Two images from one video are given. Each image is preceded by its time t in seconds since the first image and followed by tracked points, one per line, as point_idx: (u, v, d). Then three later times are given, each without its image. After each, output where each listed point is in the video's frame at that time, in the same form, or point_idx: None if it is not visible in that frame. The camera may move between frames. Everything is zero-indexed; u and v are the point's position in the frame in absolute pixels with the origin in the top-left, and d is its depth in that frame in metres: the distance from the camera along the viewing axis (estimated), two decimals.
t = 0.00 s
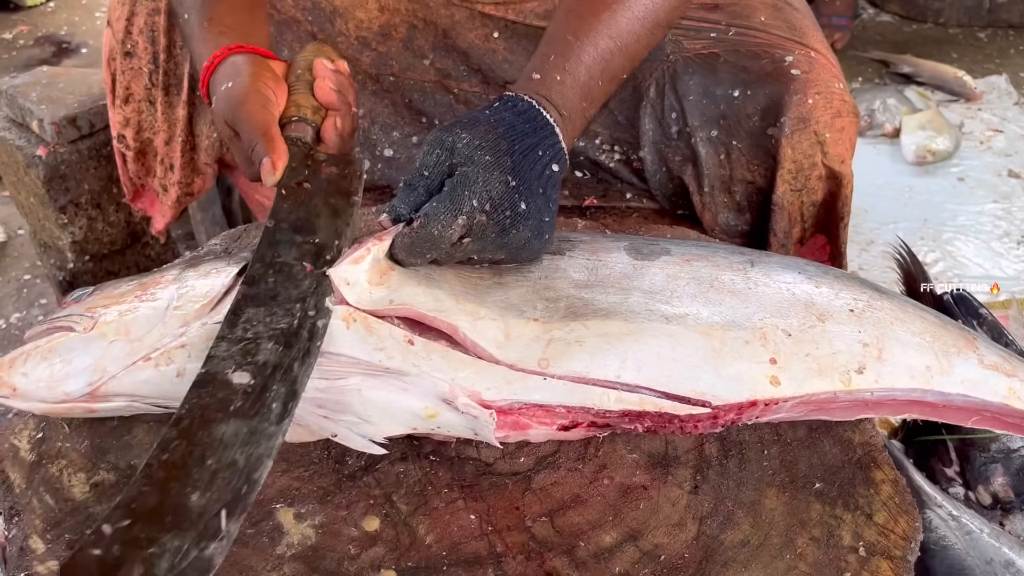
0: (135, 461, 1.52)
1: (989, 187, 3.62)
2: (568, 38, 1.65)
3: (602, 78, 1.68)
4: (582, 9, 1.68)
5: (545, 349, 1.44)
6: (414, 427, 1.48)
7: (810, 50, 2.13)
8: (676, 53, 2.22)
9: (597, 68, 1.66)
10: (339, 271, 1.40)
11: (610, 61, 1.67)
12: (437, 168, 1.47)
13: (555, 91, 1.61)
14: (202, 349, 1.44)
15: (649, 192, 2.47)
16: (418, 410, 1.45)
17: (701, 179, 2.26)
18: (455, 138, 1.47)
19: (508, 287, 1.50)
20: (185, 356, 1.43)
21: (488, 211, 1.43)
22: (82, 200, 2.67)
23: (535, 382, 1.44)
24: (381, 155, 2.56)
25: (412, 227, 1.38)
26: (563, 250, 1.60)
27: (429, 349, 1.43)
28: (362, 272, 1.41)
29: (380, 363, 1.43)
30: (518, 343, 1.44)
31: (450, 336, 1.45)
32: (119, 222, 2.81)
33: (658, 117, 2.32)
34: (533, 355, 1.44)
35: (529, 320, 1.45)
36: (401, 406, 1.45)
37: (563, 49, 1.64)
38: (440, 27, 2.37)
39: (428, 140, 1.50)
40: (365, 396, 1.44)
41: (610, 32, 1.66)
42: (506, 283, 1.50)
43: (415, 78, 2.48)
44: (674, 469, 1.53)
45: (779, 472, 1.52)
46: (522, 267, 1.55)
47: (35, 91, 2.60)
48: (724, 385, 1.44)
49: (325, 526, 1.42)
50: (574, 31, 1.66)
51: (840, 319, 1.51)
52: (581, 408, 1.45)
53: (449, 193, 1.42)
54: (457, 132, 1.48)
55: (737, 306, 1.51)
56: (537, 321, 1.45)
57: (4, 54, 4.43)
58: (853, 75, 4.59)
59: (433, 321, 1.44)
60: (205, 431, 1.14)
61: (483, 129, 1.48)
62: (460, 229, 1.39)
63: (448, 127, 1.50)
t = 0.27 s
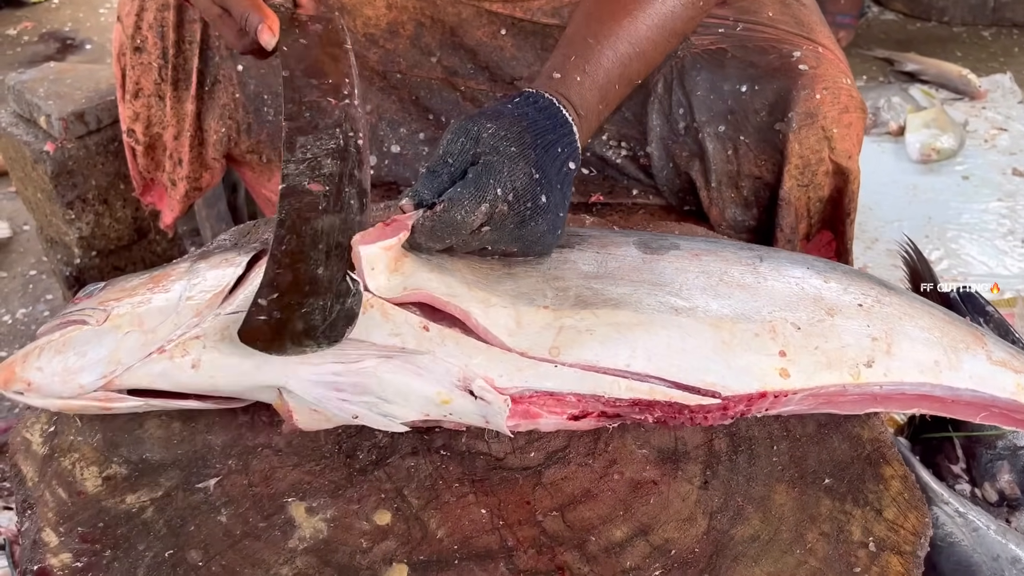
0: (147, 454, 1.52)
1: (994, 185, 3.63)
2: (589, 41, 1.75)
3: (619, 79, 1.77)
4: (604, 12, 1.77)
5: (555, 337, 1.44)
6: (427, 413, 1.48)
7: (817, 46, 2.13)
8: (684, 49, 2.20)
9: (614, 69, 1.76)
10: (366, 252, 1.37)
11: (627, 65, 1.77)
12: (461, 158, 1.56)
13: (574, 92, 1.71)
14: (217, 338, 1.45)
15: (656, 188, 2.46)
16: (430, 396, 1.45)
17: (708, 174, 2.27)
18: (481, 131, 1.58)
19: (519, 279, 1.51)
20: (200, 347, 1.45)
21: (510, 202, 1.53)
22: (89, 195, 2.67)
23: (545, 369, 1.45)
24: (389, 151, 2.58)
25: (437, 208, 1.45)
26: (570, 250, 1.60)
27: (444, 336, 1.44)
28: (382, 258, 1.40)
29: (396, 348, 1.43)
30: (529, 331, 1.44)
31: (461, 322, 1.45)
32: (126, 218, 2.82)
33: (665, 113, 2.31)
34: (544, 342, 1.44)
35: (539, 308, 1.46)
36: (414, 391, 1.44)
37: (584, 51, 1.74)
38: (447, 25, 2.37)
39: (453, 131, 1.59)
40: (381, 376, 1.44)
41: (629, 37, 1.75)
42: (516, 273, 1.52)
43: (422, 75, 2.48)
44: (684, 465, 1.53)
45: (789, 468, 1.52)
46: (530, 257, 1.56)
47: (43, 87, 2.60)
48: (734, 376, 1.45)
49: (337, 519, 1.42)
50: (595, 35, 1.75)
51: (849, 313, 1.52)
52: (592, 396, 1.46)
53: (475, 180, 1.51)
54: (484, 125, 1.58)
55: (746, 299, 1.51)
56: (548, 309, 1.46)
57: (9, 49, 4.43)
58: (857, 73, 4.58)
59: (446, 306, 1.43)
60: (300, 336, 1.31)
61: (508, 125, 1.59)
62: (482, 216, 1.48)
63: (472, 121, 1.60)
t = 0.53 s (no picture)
0: (142, 448, 1.52)
1: (996, 183, 3.61)
2: (583, 35, 1.75)
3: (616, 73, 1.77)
4: (595, 9, 1.78)
5: (555, 319, 1.44)
6: (433, 393, 1.49)
7: (817, 39, 2.12)
8: (683, 42, 2.20)
9: (611, 60, 1.76)
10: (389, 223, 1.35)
11: (624, 59, 1.77)
12: (465, 132, 1.59)
13: (573, 84, 1.71)
14: (230, 311, 1.44)
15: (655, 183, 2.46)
16: (438, 372, 1.46)
17: (706, 169, 2.26)
18: (484, 107, 1.61)
19: (519, 263, 1.50)
20: (214, 322, 1.44)
21: (511, 169, 1.55)
22: (88, 190, 2.67)
23: (545, 350, 1.45)
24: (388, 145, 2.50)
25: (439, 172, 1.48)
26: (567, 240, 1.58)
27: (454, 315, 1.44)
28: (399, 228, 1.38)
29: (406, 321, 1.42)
30: (529, 309, 1.44)
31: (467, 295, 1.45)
32: (124, 213, 2.81)
33: (663, 107, 2.30)
34: (543, 322, 1.44)
35: (538, 290, 1.46)
36: (422, 369, 1.45)
37: (579, 45, 1.74)
38: (445, 18, 2.38)
39: (459, 113, 1.63)
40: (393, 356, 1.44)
41: (624, 31, 1.76)
42: (516, 257, 1.51)
43: (421, 69, 2.47)
44: (682, 459, 1.52)
45: (787, 463, 1.52)
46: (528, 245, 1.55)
47: (42, 81, 2.60)
48: (734, 362, 1.44)
49: (332, 513, 1.42)
50: (590, 29, 1.76)
51: (849, 304, 1.51)
52: (590, 377, 1.46)
53: (477, 147, 1.54)
54: (486, 103, 1.61)
55: (746, 287, 1.51)
56: (546, 292, 1.46)
57: (10, 45, 4.43)
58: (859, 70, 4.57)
59: (450, 270, 1.42)
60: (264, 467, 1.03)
61: (510, 103, 1.62)
62: (483, 179, 1.51)
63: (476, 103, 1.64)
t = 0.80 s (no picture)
0: (138, 448, 1.52)
1: (996, 185, 3.61)
2: (584, 43, 1.74)
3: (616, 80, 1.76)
4: (597, 17, 1.77)
5: (548, 319, 1.44)
6: (423, 385, 1.52)
7: (816, 41, 2.12)
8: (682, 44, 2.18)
9: (611, 68, 1.74)
10: (368, 207, 1.27)
11: (624, 67, 1.76)
12: (466, 127, 1.53)
13: (574, 91, 1.69)
14: (218, 313, 1.45)
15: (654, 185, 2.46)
16: (428, 364, 1.49)
17: (706, 170, 2.26)
18: (486, 104, 1.56)
19: (513, 263, 1.50)
20: (203, 325, 1.45)
21: (510, 166, 1.50)
22: (87, 189, 2.67)
23: (538, 349, 1.45)
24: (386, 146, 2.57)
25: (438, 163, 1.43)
26: (563, 241, 1.58)
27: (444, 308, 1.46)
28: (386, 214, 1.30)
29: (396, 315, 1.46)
30: (521, 309, 1.44)
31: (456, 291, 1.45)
32: (124, 212, 2.81)
33: (663, 109, 2.30)
34: (537, 322, 1.44)
35: (532, 291, 1.45)
36: (415, 360, 1.49)
37: (580, 53, 1.73)
38: (445, 19, 2.38)
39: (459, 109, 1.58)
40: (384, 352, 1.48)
41: (625, 38, 1.75)
42: (511, 258, 1.51)
43: (420, 70, 2.48)
44: (677, 461, 1.52)
45: (782, 465, 1.52)
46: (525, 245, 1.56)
47: (42, 81, 2.60)
48: (728, 364, 1.45)
49: (327, 514, 1.42)
50: (590, 37, 1.75)
51: (845, 307, 1.51)
52: (583, 376, 1.47)
53: (478, 141, 1.49)
54: (488, 100, 1.57)
55: (741, 289, 1.51)
56: (540, 292, 1.46)
57: (11, 44, 4.43)
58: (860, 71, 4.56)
59: (441, 270, 1.42)
60: (243, 407, 1.13)
61: (512, 102, 1.59)
62: (482, 173, 1.46)
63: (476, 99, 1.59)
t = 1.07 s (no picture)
0: (136, 448, 1.53)
1: (996, 186, 3.61)
2: (592, 51, 1.72)
3: (622, 89, 1.75)
4: (605, 26, 1.75)
5: (547, 322, 1.45)
6: (424, 401, 1.51)
7: (815, 42, 2.12)
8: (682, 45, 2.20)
9: (619, 78, 1.73)
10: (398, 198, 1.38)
11: (629, 75, 1.75)
12: (490, 131, 1.52)
13: (583, 102, 1.68)
14: (214, 349, 1.49)
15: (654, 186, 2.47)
16: (426, 381, 1.48)
17: (705, 172, 2.26)
18: (509, 106, 1.54)
19: (512, 264, 1.51)
20: (198, 360, 1.49)
21: (533, 177, 1.51)
22: (88, 190, 2.68)
23: (538, 353, 1.46)
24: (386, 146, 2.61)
25: (465, 175, 1.45)
26: (562, 244, 1.58)
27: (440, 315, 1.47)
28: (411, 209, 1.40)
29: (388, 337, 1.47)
30: (519, 316, 1.45)
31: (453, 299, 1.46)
32: (124, 212, 2.82)
33: (662, 110, 2.31)
34: (535, 326, 1.45)
35: (532, 291, 1.47)
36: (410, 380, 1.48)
37: (587, 61, 1.71)
38: (445, 20, 2.37)
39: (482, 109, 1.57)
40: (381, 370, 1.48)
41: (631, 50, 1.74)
42: (510, 260, 1.52)
43: (420, 71, 2.48)
44: (674, 463, 1.53)
45: (779, 467, 1.52)
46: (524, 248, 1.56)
47: (42, 81, 2.61)
48: (725, 366, 1.45)
49: (325, 515, 1.42)
50: (598, 46, 1.73)
51: (842, 308, 1.51)
52: (581, 381, 1.47)
53: (504, 150, 1.49)
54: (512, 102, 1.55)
55: (738, 291, 1.51)
56: (539, 292, 1.47)
57: (13, 44, 4.44)
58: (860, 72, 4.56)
59: (438, 282, 1.45)
60: (333, 328, 1.33)
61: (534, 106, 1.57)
62: (509, 185, 1.47)
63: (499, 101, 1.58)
